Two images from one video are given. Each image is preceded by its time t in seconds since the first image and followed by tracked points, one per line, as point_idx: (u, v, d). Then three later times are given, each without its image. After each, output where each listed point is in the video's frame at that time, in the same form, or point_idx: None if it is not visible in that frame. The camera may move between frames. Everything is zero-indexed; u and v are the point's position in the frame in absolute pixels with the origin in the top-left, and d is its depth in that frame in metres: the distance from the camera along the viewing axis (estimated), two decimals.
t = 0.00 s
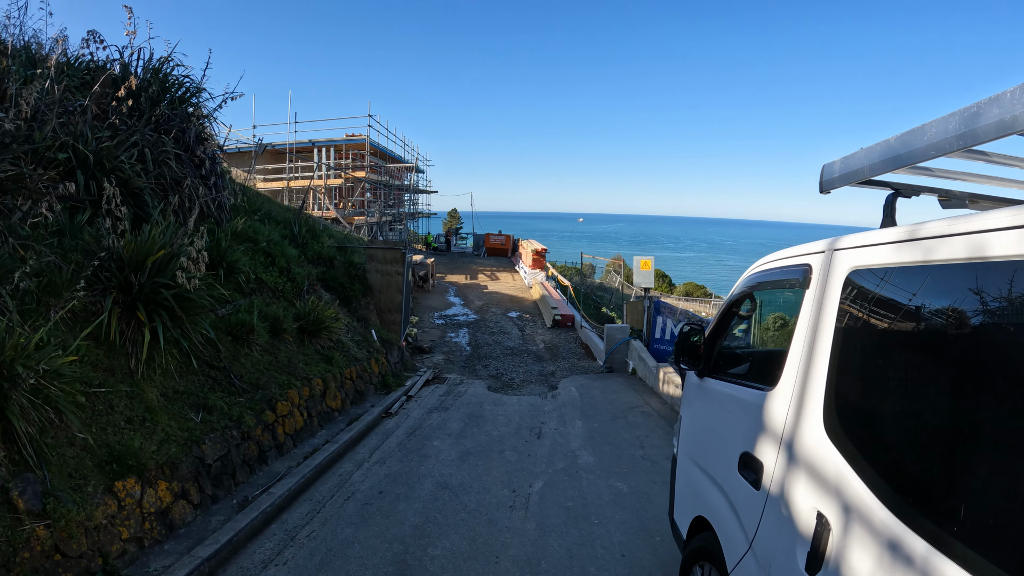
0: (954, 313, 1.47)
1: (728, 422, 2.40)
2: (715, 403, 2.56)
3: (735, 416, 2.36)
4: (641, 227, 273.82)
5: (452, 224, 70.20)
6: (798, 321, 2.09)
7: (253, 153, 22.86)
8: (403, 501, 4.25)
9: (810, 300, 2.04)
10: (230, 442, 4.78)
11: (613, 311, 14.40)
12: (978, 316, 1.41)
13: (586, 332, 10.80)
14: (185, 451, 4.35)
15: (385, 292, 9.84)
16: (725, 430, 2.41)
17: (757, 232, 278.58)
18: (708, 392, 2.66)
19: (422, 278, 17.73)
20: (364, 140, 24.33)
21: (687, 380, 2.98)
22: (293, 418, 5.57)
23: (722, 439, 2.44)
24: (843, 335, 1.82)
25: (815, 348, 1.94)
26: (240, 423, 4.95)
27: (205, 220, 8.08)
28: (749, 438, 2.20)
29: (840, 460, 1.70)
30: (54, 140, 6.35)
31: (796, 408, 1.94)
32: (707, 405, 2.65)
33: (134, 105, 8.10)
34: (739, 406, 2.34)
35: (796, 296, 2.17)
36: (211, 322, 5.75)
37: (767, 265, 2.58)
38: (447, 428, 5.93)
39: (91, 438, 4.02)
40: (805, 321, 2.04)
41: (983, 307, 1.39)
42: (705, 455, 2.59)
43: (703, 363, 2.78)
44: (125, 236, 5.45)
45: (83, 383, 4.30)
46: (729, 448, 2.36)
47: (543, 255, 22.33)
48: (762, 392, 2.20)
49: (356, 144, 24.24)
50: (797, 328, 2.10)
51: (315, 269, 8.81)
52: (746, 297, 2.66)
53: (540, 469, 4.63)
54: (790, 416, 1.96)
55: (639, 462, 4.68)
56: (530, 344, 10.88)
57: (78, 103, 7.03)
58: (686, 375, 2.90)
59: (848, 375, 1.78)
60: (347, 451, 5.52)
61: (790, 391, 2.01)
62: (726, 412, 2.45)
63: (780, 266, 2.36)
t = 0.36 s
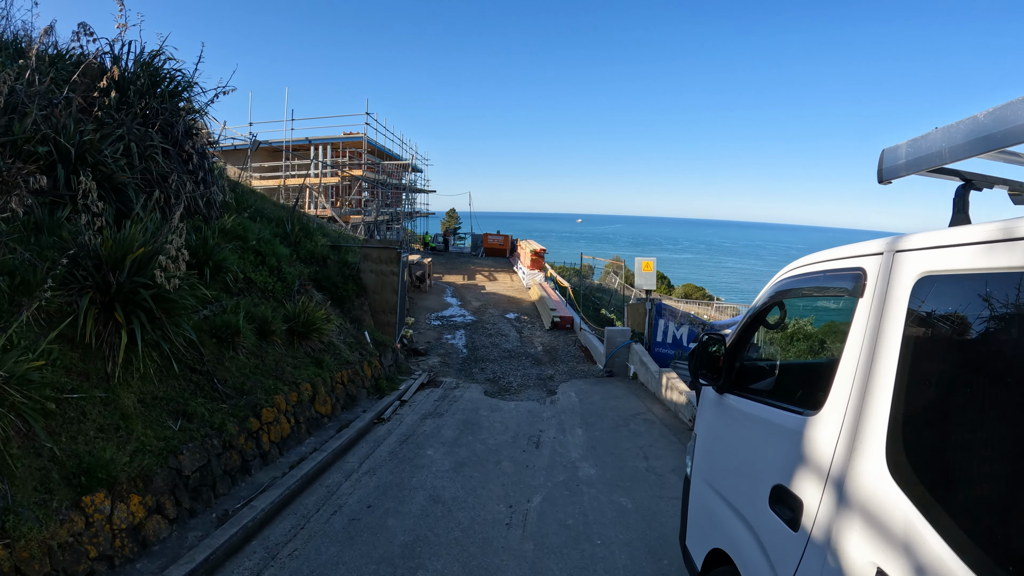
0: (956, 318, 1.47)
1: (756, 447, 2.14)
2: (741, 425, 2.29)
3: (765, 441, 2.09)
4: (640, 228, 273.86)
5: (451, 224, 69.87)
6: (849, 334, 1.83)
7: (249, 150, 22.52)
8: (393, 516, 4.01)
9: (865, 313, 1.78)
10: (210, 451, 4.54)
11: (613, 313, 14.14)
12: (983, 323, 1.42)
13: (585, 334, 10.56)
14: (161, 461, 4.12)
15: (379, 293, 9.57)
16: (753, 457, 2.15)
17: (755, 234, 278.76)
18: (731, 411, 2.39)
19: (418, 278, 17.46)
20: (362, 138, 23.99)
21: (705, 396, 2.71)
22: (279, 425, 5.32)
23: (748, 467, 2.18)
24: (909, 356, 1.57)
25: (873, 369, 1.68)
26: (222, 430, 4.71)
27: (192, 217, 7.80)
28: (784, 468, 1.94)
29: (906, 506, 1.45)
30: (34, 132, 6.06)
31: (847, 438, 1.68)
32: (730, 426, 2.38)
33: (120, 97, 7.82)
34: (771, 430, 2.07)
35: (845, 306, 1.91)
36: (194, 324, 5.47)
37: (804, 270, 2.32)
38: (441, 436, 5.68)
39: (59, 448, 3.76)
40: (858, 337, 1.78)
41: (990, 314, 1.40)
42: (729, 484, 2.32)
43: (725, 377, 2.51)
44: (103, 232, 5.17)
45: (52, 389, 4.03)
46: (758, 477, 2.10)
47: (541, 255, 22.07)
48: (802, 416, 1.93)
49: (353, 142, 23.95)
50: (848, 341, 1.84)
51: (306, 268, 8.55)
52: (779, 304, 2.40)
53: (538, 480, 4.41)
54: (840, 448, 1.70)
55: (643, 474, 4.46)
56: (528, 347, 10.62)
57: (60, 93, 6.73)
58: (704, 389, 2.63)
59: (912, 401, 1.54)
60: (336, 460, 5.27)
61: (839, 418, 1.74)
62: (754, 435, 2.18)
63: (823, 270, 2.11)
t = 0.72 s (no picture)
0: (968, 321, 1.44)
1: (790, 476, 1.89)
2: (771, 449, 2.04)
3: (803, 470, 1.84)
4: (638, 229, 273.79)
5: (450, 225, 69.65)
6: (916, 349, 1.58)
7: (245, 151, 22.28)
8: (382, 533, 3.77)
9: (935, 327, 1.54)
10: (190, 463, 4.33)
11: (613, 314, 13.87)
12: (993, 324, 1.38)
13: (585, 336, 10.33)
14: (134, 476, 3.89)
15: (373, 294, 9.32)
16: (787, 488, 1.89)
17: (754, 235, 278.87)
18: (757, 433, 2.14)
19: (416, 279, 17.21)
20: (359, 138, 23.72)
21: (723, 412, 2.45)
22: (264, 435, 5.07)
23: (779, 498, 1.92)
24: (1002, 385, 1.33)
25: (948, 394, 1.44)
26: (202, 441, 4.49)
27: (179, 217, 7.55)
28: (828, 505, 1.69)
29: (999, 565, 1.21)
30: (12, 128, 5.80)
31: (915, 476, 1.43)
32: (755, 449, 2.13)
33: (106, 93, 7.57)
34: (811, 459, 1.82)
35: (909, 314, 1.68)
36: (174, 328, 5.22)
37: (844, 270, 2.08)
38: (435, 444, 5.43)
39: (25, 463, 3.51)
40: (926, 354, 1.54)
41: (1003, 317, 1.36)
42: (750, 512, 2.08)
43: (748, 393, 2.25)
44: (80, 232, 4.92)
45: (20, 399, 3.77)
46: (792, 512, 1.84)
47: (540, 256, 21.82)
48: (854, 446, 1.68)
49: (349, 141, 23.71)
50: (913, 356, 1.59)
51: (298, 269, 8.30)
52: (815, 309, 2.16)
53: (536, 493, 4.18)
54: (904, 487, 1.45)
55: (647, 487, 4.23)
56: (526, 349, 10.37)
57: (41, 88, 6.47)
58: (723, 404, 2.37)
59: (1001, 436, 1.31)
60: (325, 471, 5.02)
61: (902, 450, 1.50)
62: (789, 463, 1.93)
63: (875, 270, 1.87)
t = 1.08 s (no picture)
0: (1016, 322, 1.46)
1: (834, 515, 1.67)
2: (815, 485, 1.79)
3: (853, 513, 1.61)
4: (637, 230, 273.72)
5: (448, 225, 69.39)
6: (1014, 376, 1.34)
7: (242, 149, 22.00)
8: (371, 552, 3.53)
9: None
10: (166, 476, 4.10)
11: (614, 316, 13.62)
12: None
13: (585, 339, 10.10)
14: (105, 490, 3.65)
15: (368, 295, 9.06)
16: (835, 533, 1.64)
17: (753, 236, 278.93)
18: (797, 463, 1.88)
19: (412, 280, 16.96)
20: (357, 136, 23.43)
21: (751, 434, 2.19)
22: (248, 444, 4.83)
23: (825, 544, 1.67)
24: None
25: None
26: (181, 452, 4.27)
27: (166, 214, 7.32)
28: (892, 562, 1.44)
29: None
30: None
31: (1012, 535, 1.19)
32: (794, 483, 1.88)
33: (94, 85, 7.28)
34: (869, 502, 1.57)
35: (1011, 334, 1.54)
36: (155, 332, 4.97)
37: (896, 281, 1.83)
38: (429, 454, 5.18)
39: None
40: None
41: None
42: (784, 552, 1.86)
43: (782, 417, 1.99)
44: (55, 231, 4.67)
45: None
46: (842, 564, 1.58)
47: (539, 256, 21.56)
48: (926, 492, 1.43)
49: (347, 140, 23.46)
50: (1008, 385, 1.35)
51: (290, 269, 8.05)
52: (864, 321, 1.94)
53: (536, 508, 3.96)
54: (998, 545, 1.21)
55: (653, 502, 4.00)
56: (525, 352, 10.13)
57: (23, 80, 6.22)
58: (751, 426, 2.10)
59: None
60: (313, 482, 4.77)
61: (990, 507, 1.25)
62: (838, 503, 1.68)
63: (954, 277, 1.62)
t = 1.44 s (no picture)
0: None
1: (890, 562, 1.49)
2: (871, 528, 1.58)
3: (915, 562, 1.43)
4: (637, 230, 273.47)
5: (448, 224, 69.12)
6: None
7: (239, 146, 21.71)
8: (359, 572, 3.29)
9: None
10: (141, 488, 3.88)
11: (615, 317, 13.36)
12: None
13: (586, 340, 9.87)
14: (73, 504, 3.42)
15: (363, 294, 8.79)
16: None
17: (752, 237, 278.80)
18: (847, 499, 1.67)
19: (410, 279, 16.68)
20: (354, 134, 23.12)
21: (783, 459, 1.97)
22: (231, 451, 4.61)
23: None
24: None
25: None
26: (158, 461, 4.05)
27: (152, 210, 7.08)
28: None
29: None
30: None
31: None
32: (834, 518, 1.69)
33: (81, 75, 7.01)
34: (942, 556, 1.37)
35: None
36: (134, 333, 4.73)
37: (948, 299, 1.64)
38: (424, 462, 4.94)
39: None
40: None
41: None
42: None
43: (828, 446, 1.77)
44: (30, 227, 4.42)
45: None
46: None
47: (539, 256, 21.29)
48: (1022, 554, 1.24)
49: (345, 138, 23.17)
50: None
51: (282, 268, 7.80)
52: (932, 335, 1.70)
53: (536, 523, 3.73)
54: None
55: (661, 518, 3.77)
56: (524, 354, 9.88)
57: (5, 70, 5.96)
58: (788, 453, 1.87)
59: None
60: (301, 492, 4.53)
61: None
62: (904, 554, 1.47)
63: None
